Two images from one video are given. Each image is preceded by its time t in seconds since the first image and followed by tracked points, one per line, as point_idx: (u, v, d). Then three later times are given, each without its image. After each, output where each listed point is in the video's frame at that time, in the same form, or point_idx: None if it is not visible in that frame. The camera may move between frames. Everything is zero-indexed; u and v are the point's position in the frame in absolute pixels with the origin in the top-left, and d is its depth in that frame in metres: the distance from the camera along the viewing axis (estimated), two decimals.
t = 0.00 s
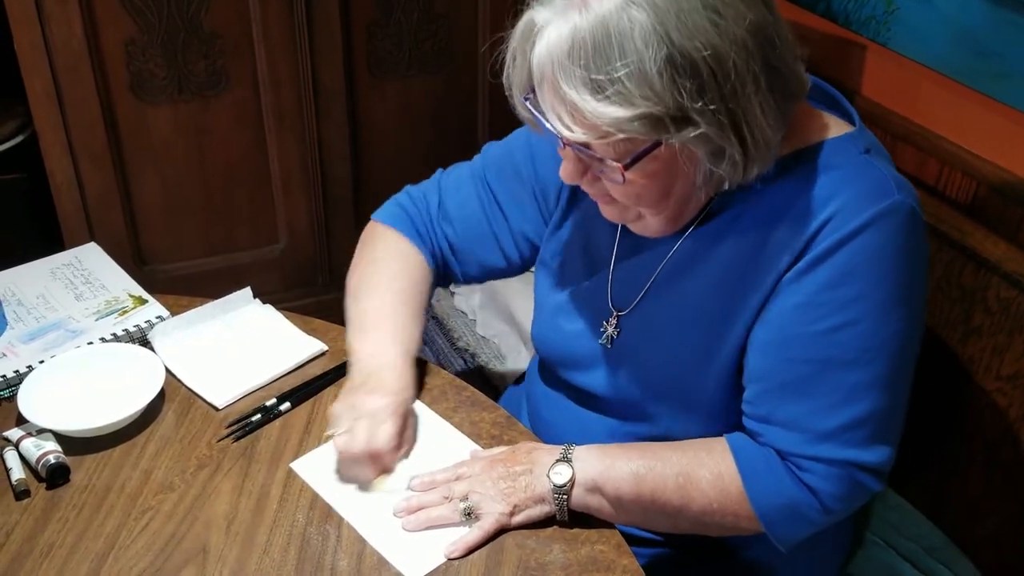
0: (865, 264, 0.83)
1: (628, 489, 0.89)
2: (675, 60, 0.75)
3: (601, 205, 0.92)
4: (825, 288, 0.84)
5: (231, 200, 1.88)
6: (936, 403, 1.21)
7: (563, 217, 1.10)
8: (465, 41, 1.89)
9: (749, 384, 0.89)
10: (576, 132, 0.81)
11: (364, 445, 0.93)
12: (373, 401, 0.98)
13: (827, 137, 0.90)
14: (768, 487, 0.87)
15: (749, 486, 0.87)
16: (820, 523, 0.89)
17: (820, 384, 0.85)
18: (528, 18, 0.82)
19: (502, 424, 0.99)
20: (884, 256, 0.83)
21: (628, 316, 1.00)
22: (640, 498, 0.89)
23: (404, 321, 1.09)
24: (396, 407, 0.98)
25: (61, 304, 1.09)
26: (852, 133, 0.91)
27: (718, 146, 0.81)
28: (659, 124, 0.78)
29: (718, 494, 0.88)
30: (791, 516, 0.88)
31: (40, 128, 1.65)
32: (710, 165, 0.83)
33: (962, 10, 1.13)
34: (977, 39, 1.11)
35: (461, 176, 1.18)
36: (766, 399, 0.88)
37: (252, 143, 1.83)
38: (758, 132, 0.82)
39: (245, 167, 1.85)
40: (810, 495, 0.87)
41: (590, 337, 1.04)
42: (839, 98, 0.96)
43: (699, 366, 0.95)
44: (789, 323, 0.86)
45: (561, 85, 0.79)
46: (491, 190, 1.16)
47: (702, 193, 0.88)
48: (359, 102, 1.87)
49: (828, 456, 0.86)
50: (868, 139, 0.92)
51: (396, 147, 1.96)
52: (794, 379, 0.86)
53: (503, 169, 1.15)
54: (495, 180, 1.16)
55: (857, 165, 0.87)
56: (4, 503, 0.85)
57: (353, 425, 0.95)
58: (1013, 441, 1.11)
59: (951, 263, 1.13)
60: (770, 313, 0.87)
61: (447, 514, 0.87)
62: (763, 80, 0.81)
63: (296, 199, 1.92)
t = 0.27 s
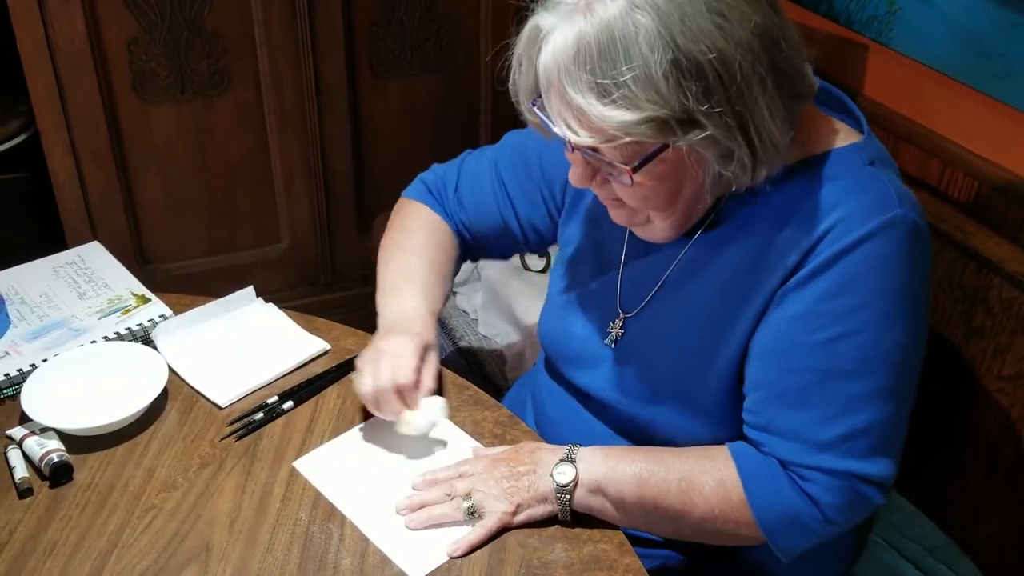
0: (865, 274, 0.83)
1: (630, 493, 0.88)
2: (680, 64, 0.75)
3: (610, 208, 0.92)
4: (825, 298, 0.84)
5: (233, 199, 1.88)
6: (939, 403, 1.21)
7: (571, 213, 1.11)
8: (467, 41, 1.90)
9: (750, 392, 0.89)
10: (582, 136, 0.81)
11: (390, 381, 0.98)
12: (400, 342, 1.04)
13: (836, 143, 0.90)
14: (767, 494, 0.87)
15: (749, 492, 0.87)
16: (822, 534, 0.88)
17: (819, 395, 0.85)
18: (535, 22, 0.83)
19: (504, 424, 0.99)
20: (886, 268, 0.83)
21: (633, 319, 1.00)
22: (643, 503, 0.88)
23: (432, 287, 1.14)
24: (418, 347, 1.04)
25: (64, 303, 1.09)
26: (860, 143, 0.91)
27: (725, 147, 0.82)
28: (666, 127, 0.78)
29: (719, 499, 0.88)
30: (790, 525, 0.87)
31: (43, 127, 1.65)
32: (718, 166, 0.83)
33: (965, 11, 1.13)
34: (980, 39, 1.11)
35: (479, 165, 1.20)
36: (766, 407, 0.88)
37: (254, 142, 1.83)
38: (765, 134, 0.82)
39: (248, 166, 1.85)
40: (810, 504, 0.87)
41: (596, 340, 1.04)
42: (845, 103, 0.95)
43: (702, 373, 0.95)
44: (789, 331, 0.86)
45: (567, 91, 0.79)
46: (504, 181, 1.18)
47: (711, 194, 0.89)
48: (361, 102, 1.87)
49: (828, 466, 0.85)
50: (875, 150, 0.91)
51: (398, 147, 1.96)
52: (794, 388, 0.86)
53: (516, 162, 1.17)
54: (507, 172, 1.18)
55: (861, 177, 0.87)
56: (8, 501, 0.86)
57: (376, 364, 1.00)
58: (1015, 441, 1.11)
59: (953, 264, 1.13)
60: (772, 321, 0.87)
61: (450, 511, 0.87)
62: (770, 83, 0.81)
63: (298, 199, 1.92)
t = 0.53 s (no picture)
0: (881, 265, 0.83)
1: (642, 449, 0.93)
2: (710, 43, 0.76)
3: (634, 189, 0.93)
4: (839, 288, 0.84)
5: (234, 199, 1.88)
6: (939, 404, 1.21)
7: (581, 208, 1.11)
8: (468, 42, 1.90)
9: (765, 379, 0.90)
10: (611, 117, 0.82)
11: (367, 377, 0.95)
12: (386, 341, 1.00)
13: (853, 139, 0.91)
14: (776, 477, 0.88)
15: (760, 474, 0.88)
16: (831, 520, 0.89)
17: (832, 383, 0.85)
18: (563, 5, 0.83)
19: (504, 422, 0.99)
20: (901, 260, 0.84)
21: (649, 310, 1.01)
22: (654, 458, 0.93)
23: (419, 285, 1.11)
24: (401, 346, 1.00)
25: (65, 302, 1.10)
26: (873, 138, 0.92)
27: (750, 128, 0.82)
28: (693, 106, 0.79)
29: (727, 471, 0.90)
30: (799, 507, 0.88)
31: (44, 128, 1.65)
32: (742, 147, 0.84)
33: (965, 11, 1.11)
34: (980, 40, 1.10)
35: (487, 167, 1.21)
36: (780, 394, 0.89)
37: (256, 142, 1.83)
38: (790, 115, 0.83)
39: (249, 166, 1.85)
40: (819, 489, 0.87)
41: (609, 331, 1.04)
42: (853, 101, 0.96)
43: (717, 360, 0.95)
44: (803, 320, 0.86)
45: (596, 70, 0.80)
46: (514, 182, 1.19)
47: (735, 176, 0.89)
48: (362, 103, 1.87)
49: (839, 452, 0.86)
50: (886, 146, 0.91)
51: (399, 148, 1.96)
52: (808, 376, 0.86)
53: (525, 161, 1.18)
54: (517, 172, 1.18)
55: (879, 170, 0.88)
56: (9, 500, 0.86)
57: (357, 362, 0.97)
58: (1016, 442, 1.11)
59: (953, 264, 1.14)
60: (787, 310, 0.88)
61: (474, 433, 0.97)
62: (793, 64, 0.82)
63: (298, 199, 1.92)
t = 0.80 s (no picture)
0: (872, 275, 0.84)
1: (628, 453, 0.94)
2: (710, 49, 0.76)
3: (633, 193, 0.92)
4: (830, 297, 0.85)
5: (232, 200, 1.88)
6: (937, 406, 1.21)
7: (580, 211, 1.11)
8: (467, 43, 1.90)
9: (756, 386, 0.90)
10: (612, 124, 0.82)
11: (425, 423, 0.94)
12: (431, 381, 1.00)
13: (852, 146, 0.91)
14: (760, 485, 0.89)
15: (745, 482, 0.89)
16: (814, 529, 0.89)
17: (821, 392, 0.86)
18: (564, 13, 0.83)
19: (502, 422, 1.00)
20: (894, 271, 0.84)
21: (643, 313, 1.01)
22: (638, 462, 0.94)
23: (439, 299, 1.13)
24: (446, 384, 1.01)
25: (65, 303, 1.10)
26: (872, 146, 0.92)
27: (750, 133, 0.82)
28: (694, 111, 0.79)
29: (710, 475, 0.91)
30: (781, 515, 0.89)
31: (43, 129, 1.65)
32: (742, 152, 0.84)
33: (964, 12, 1.11)
34: (979, 42, 1.10)
35: (486, 170, 1.21)
36: (771, 402, 0.89)
37: (255, 143, 1.83)
38: (790, 120, 0.83)
39: (248, 167, 1.85)
40: (802, 500, 0.88)
41: (603, 333, 1.05)
42: (852, 107, 0.96)
43: (710, 366, 0.96)
44: (795, 328, 0.87)
45: (596, 77, 0.80)
46: (514, 186, 1.19)
47: (735, 182, 0.88)
48: (361, 104, 1.88)
49: (825, 463, 0.86)
50: (886, 154, 0.92)
51: (398, 149, 1.96)
52: (798, 383, 0.87)
53: (524, 165, 1.18)
54: (517, 176, 1.18)
55: (876, 179, 0.88)
56: (8, 501, 0.86)
57: (409, 406, 0.96)
58: (1013, 443, 1.11)
59: (952, 266, 1.14)
60: (780, 317, 0.88)
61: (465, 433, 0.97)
62: (794, 69, 0.82)
63: (297, 200, 1.92)
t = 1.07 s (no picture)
0: (866, 271, 0.84)
1: (624, 452, 0.94)
2: (703, 43, 0.76)
3: (620, 197, 0.92)
4: (824, 293, 0.85)
5: (231, 200, 1.88)
6: (935, 407, 1.22)
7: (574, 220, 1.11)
8: (466, 44, 1.90)
9: (751, 384, 0.91)
10: (605, 120, 0.81)
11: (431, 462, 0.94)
12: (360, 443, 0.91)
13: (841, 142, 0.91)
14: (757, 483, 0.89)
15: (742, 480, 0.90)
16: (812, 524, 0.90)
17: (816, 389, 0.86)
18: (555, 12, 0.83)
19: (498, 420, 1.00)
20: (887, 266, 0.84)
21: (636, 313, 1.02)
22: (635, 461, 0.94)
23: (390, 365, 1.02)
24: (380, 455, 0.92)
25: (63, 303, 1.10)
26: (862, 142, 0.92)
27: (743, 128, 0.82)
28: (689, 106, 0.79)
29: (706, 473, 0.91)
30: (778, 512, 0.89)
31: (42, 129, 1.65)
32: (735, 148, 0.84)
33: (962, 14, 1.11)
34: (977, 44, 1.10)
35: (468, 189, 1.17)
36: (766, 399, 0.89)
37: (254, 143, 1.83)
38: (782, 115, 0.84)
39: (247, 167, 1.85)
40: (799, 497, 0.88)
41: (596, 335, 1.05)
42: (842, 107, 0.96)
43: (705, 364, 0.96)
44: (789, 325, 0.87)
45: (590, 72, 0.80)
46: (502, 201, 1.16)
47: (726, 179, 0.89)
48: (360, 104, 1.88)
49: (821, 459, 0.87)
50: (876, 149, 0.92)
51: (397, 149, 1.97)
52: (793, 381, 0.87)
53: (513, 179, 1.15)
54: (505, 192, 1.15)
55: (866, 173, 0.88)
56: (7, 502, 0.86)
57: (332, 471, 0.87)
58: (1011, 444, 1.11)
59: (950, 268, 1.15)
60: (774, 315, 0.88)
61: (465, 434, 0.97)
62: (784, 64, 0.83)
63: (296, 200, 1.92)
